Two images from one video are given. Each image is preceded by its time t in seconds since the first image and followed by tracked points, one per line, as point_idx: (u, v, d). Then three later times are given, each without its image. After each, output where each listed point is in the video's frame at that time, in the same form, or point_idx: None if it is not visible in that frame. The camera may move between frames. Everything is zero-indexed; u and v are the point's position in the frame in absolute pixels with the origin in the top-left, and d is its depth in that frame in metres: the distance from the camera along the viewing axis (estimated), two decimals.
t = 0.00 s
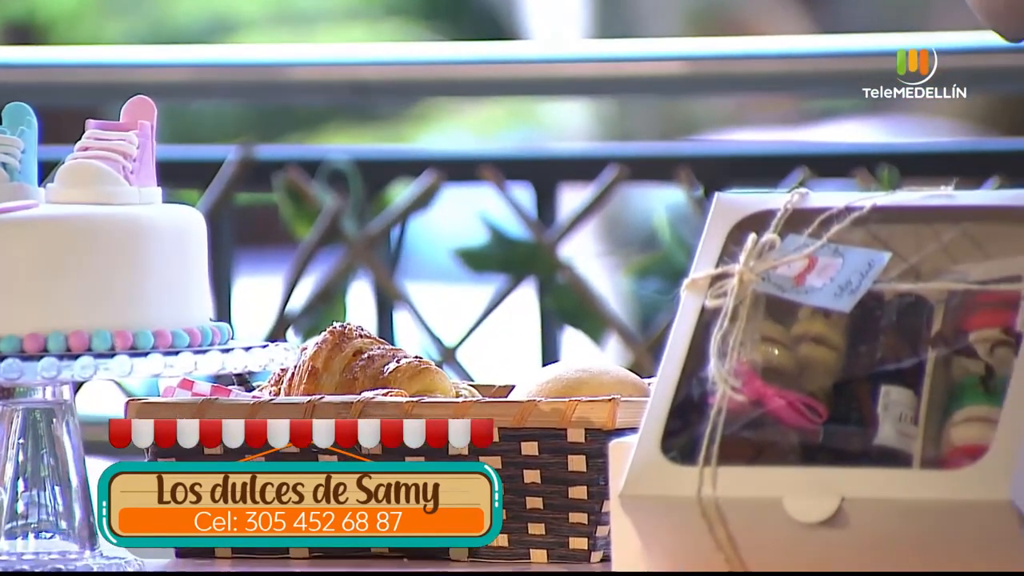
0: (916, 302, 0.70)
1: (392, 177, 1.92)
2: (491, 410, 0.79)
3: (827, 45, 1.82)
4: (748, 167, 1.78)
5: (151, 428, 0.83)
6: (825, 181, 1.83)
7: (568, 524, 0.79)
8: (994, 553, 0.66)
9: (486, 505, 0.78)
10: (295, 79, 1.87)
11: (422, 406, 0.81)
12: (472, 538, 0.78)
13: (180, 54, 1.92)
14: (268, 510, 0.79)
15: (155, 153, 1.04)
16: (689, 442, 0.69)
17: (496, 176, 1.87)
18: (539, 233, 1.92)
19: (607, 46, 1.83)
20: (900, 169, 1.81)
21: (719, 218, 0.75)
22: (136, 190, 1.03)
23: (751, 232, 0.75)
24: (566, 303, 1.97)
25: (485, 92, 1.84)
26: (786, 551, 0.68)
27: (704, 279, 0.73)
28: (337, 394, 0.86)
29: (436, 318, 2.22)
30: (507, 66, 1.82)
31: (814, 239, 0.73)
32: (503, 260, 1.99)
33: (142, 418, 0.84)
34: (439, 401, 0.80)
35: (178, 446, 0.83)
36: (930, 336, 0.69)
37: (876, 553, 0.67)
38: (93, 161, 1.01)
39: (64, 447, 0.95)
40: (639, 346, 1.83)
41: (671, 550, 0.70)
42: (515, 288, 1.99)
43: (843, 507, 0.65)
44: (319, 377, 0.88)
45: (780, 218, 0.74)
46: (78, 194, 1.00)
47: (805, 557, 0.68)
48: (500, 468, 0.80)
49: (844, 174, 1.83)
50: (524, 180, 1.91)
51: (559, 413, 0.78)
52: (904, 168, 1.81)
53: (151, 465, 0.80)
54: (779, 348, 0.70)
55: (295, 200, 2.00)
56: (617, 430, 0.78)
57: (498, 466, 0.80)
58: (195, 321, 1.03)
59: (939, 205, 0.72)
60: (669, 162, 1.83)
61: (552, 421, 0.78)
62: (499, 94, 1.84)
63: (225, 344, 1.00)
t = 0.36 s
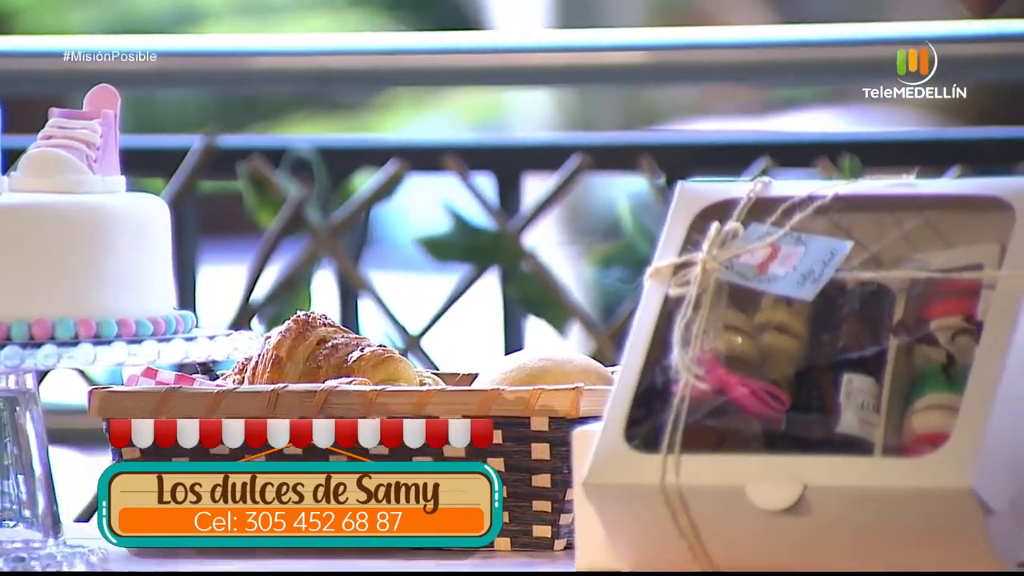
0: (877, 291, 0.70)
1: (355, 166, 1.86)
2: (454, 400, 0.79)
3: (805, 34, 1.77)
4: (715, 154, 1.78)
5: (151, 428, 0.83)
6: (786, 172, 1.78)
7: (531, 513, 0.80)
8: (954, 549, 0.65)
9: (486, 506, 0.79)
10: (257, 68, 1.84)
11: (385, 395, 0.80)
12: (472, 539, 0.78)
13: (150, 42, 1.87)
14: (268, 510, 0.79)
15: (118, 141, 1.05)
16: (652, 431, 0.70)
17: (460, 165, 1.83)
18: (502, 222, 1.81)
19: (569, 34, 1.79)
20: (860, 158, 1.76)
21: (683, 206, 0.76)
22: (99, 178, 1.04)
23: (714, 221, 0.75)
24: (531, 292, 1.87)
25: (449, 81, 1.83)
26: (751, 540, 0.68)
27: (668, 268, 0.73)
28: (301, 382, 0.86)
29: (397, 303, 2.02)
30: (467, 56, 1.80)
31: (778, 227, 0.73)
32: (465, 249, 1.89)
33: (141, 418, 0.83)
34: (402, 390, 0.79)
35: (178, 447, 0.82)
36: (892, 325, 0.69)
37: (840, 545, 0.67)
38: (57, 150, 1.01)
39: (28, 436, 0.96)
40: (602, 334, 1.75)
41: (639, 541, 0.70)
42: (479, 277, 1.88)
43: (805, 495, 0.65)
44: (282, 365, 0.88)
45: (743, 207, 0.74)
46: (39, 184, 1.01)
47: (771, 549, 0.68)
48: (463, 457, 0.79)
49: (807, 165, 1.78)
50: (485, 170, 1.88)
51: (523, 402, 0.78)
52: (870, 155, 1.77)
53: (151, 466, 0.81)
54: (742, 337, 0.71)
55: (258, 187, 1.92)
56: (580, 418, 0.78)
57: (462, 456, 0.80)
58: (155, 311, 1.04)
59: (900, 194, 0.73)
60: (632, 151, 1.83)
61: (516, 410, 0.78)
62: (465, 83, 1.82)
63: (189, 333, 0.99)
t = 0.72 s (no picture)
0: (851, 284, 0.70)
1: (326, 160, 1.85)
2: (429, 395, 0.79)
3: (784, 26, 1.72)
4: (694, 147, 1.79)
5: (151, 429, 0.82)
6: (759, 165, 1.79)
7: (506, 507, 0.80)
8: (928, 544, 0.65)
9: (486, 506, 0.77)
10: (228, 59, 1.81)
11: (359, 389, 0.80)
12: (472, 539, 0.77)
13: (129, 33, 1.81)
14: (268, 510, 0.78)
15: (91, 133, 1.06)
16: (626, 425, 0.69)
17: (435, 159, 1.83)
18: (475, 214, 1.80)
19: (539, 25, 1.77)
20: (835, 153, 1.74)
21: (657, 200, 0.76)
22: (73, 171, 1.07)
23: (689, 213, 0.75)
24: (505, 285, 1.80)
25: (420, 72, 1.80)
26: (725, 533, 0.68)
27: (642, 261, 0.73)
28: (275, 376, 0.86)
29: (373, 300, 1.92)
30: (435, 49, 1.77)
31: (751, 221, 0.73)
32: (438, 243, 1.82)
33: (142, 418, 0.82)
34: (376, 384, 0.79)
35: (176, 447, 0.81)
36: (866, 318, 0.69)
37: (814, 539, 0.67)
38: (30, 144, 1.03)
39: None
40: (576, 328, 1.76)
41: (614, 535, 0.70)
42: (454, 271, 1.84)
43: (779, 489, 0.65)
44: (256, 359, 0.88)
45: (718, 200, 0.74)
46: (13, 175, 1.03)
47: (747, 543, 0.68)
48: (437, 453, 0.79)
49: (780, 157, 1.79)
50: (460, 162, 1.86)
51: (497, 395, 0.78)
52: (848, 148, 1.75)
53: (152, 466, 0.79)
54: (716, 330, 0.71)
55: (230, 181, 1.84)
56: (555, 413, 0.78)
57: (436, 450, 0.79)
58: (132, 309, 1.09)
59: (874, 187, 0.73)
60: (605, 145, 1.82)
61: (491, 404, 0.78)
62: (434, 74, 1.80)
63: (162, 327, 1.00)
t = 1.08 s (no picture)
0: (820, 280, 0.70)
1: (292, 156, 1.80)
2: (395, 391, 0.78)
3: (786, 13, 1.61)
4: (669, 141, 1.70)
5: (150, 428, 0.81)
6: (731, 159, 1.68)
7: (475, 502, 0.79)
8: (896, 540, 0.65)
9: (486, 506, 0.77)
10: (201, 54, 1.66)
11: (326, 384, 0.79)
12: (472, 539, 0.76)
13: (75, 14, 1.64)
14: (268, 510, 0.77)
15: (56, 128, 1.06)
16: (593, 421, 0.69)
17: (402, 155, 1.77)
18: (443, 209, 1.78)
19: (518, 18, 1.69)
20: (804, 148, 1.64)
21: (625, 196, 0.76)
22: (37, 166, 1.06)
23: (657, 209, 0.75)
24: (473, 281, 1.79)
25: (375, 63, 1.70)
26: (694, 530, 0.68)
27: (610, 257, 0.73)
28: (241, 372, 0.85)
29: (337, 294, 1.87)
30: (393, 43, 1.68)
31: (719, 217, 0.73)
32: (405, 239, 1.82)
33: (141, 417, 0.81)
34: (343, 379, 0.78)
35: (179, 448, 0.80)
36: (834, 313, 0.69)
37: (783, 534, 0.67)
38: None
39: None
40: (545, 321, 1.72)
41: (580, 533, 0.70)
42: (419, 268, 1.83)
43: (747, 485, 0.65)
44: (222, 355, 0.87)
45: (686, 196, 0.74)
46: None
47: (714, 539, 0.68)
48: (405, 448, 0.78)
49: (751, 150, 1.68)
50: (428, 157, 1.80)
51: (465, 391, 0.77)
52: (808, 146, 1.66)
53: (152, 465, 0.79)
54: (684, 326, 0.71)
55: (196, 177, 1.81)
56: (522, 409, 0.78)
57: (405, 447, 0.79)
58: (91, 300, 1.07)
59: (841, 182, 0.73)
60: (575, 139, 1.75)
61: (459, 399, 0.77)
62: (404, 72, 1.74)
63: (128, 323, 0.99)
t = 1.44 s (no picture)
0: (795, 276, 0.71)
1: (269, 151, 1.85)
2: (372, 387, 0.77)
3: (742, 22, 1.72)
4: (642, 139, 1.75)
5: (151, 428, 0.80)
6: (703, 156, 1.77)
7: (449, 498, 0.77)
8: (871, 538, 0.65)
9: (486, 505, 0.74)
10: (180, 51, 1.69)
11: (300, 380, 0.78)
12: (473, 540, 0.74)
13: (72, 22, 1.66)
14: (268, 510, 0.74)
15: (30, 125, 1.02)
16: (571, 417, 0.69)
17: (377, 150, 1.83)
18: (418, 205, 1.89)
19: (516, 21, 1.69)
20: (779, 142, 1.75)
21: (601, 191, 0.75)
22: (11, 162, 1.04)
23: (633, 206, 0.75)
24: (447, 277, 1.92)
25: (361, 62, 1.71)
26: (670, 525, 0.67)
27: (586, 253, 0.73)
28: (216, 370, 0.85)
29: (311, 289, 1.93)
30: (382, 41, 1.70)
31: (694, 213, 0.74)
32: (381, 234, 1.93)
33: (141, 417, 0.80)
34: (318, 376, 0.78)
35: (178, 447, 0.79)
36: (810, 310, 0.70)
37: (761, 530, 0.67)
38: None
39: None
40: (522, 316, 1.84)
41: (558, 530, 0.70)
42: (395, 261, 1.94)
43: (723, 482, 0.65)
44: (197, 351, 0.87)
45: (661, 191, 0.74)
46: None
47: (691, 535, 0.68)
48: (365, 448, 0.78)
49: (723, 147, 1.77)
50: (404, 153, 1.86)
51: (441, 388, 0.77)
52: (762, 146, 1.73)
53: (151, 465, 0.75)
54: (660, 322, 0.70)
55: (173, 174, 1.86)
56: (498, 406, 0.77)
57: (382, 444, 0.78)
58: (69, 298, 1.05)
59: (819, 178, 0.73)
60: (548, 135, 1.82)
61: (434, 396, 0.77)
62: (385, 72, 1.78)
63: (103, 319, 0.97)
